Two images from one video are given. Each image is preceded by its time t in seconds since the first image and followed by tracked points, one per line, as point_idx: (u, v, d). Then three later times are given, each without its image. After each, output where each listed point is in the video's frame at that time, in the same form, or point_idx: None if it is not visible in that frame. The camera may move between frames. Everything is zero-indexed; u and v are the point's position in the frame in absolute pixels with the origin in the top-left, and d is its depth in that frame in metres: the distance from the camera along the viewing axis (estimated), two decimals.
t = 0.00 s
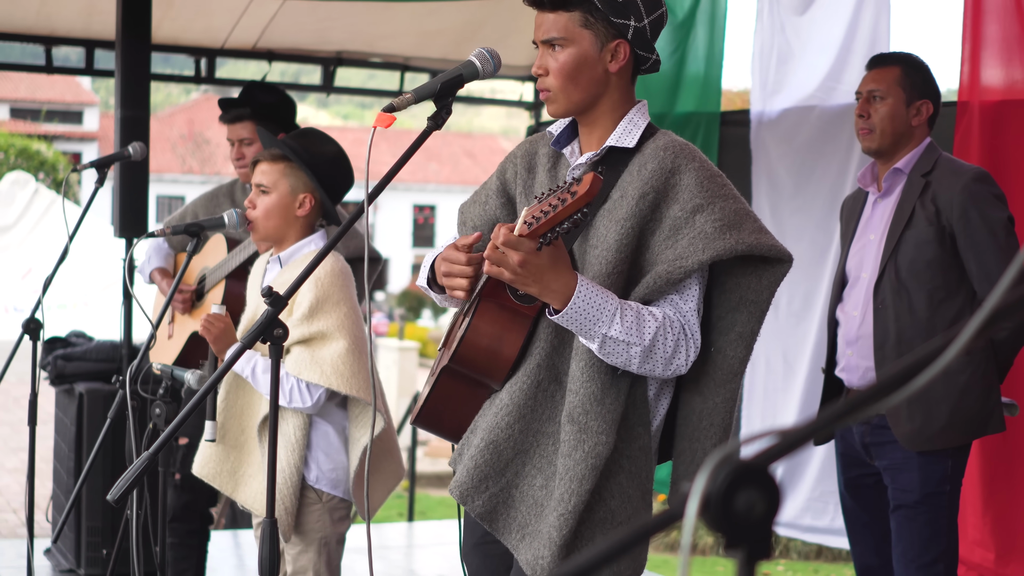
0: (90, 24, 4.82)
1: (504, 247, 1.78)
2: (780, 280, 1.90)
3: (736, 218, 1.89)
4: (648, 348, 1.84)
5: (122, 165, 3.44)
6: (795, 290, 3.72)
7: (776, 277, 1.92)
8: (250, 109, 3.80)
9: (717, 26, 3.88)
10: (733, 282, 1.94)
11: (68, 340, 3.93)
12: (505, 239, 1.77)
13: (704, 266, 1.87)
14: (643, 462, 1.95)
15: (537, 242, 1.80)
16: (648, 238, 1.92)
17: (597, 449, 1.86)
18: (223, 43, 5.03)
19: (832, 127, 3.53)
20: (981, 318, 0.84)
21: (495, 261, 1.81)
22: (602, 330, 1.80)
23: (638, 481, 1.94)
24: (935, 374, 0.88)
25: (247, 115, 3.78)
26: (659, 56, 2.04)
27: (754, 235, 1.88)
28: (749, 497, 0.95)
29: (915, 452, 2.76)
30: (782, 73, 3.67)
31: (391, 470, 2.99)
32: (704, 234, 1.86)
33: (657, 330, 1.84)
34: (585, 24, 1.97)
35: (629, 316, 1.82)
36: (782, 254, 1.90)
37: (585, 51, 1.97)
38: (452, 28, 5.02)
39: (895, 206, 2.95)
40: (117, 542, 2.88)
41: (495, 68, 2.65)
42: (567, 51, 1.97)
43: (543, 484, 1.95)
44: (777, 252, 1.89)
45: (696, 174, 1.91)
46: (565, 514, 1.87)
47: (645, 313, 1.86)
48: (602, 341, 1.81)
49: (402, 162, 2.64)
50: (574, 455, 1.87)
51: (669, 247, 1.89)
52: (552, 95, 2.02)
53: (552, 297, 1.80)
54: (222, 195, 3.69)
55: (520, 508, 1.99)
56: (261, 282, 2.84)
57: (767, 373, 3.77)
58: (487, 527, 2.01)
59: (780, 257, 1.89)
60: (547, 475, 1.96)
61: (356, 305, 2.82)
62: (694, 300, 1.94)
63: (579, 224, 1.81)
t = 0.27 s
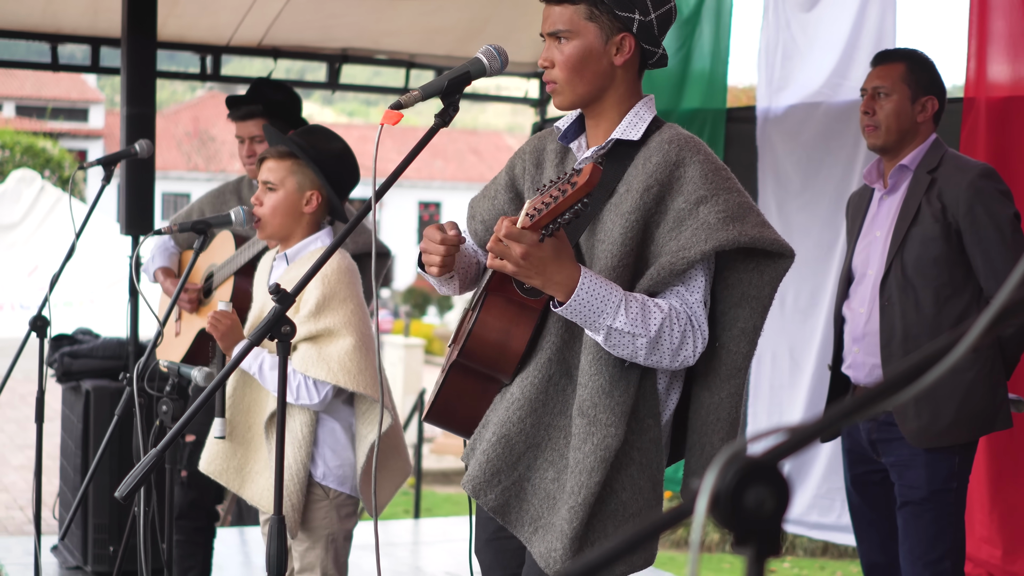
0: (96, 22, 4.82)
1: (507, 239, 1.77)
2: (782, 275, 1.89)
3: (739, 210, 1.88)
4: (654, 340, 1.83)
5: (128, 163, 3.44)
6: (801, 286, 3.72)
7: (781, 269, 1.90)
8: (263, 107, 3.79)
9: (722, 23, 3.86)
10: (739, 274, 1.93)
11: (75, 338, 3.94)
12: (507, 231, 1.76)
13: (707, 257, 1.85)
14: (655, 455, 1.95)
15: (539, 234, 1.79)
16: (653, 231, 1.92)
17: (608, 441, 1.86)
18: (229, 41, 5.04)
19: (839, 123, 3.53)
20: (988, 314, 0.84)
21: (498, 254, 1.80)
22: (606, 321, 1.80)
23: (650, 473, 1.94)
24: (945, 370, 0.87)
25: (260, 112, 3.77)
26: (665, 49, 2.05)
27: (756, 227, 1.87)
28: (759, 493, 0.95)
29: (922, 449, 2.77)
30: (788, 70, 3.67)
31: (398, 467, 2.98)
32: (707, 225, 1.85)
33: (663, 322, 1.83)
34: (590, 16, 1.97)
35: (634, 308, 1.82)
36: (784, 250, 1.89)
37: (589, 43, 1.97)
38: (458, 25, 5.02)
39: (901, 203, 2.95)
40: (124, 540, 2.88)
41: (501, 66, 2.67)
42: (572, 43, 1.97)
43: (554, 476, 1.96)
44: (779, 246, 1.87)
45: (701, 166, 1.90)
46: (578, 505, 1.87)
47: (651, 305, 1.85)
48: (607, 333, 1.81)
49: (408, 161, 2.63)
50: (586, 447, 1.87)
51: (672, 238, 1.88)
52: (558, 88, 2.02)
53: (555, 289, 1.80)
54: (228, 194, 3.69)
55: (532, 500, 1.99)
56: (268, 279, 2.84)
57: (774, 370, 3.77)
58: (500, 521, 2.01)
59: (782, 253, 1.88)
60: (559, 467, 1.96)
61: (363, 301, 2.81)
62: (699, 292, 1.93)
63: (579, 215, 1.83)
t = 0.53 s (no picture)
0: (103, 20, 4.83)
1: (515, 250, 1.74)
2: (793, 283, 1.88)
3: (748, 219, 1.87)
4: (662, 349, 1.84)
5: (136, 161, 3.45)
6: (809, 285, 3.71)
7: (791, 278, 1.89)
8: (270, 102, 3.77)
9: (729, 22, 3.90)
10: (750, 283, 1.93)
11: (83, 336, 3.94)
12: (515, 241, 1.74)
13: (716, 267, 1.85)
14: (662, 464, 1.94)
15: (546, 245, 1.76)
16: (662, 240, 1.92)
17: (614, 451, 1.86)
18: (236, 39, 5.04)
19: (846, 121, 3.52)
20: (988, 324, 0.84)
21: (505, 264, 1.77)
22: (614, 332, 1.80)
23: (656, 482, 1.93)
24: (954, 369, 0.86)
25: (267, 108, 3.71)
26: (669, 56, 2.03)
27: (766, 236, 1.87)
28: (768, 492, 0.95)
29: (931, 448, 2.77)
30: (796, 68, 3.66)
31: (405, 466, 2.98)
32: (716, 235, 1.84)
33: (670, 331, 1.84)
34: (592, 24, 1.97)
35: (642, 318, 1.82)
36: (794, 256, 1.87)
37: (592, 52, 1.97)
38: (464, 24, 5.02)
39: (908, 202, 2.94)
40: (133, 538, 2.89)
41: (510, 65, 2.64)
42: (575, 52, 1.97)
43: (560, 485, 1.95)
44: (790, 255, 1.86)
45: (710, 175, 1.89)
46: (581, 514, 1.87)
47: (659, 315, 1.86)
48: (615, 344, 1.81)
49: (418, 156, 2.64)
50: (591, 456, 1.87)
51: (681, 248, 1.88)
52: (564, 96, 2.02)
53: (563, 299, 1.79)
54: (231, 190, 3.69)
55: (537, 508, 1.99)
56: (277, 278, 2.85)
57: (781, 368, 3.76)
58: (505, 528, 2.01)
59: (793, 260, 1.86)
60: (564, 476, 1.95)
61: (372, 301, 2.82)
62: (708, 301, 1.92)
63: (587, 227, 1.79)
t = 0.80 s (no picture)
0: (106, 23, 4.83)
1: (521, 242, 1.76)
2: (795, 284, 1.89)
3: (753, 218, 1.88)
4: (662, 347, 1.83)
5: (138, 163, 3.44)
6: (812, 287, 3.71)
7: (793, 279, 1.91)
8: (280, 105, 3.77)
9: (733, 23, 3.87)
10: (751, 282, 1.93)
11: (85, 338, 3.94)
12: (520, 234, 1.75)
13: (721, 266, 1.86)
14: (660, 461, 1.94)
15: (552, 238, 1.78)
16: (666, 237, 1.92)
17: (612, 447, 1.86)
18: (239, 41, 5.04)
19: (849, 123, 3.53)
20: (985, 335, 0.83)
21: (510, 256, 1.79)
22: (615, 328, 1.80)
23: (655, 479, 1.93)
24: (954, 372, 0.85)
25: (277, 109, 3.71)
26: (676, 54, 2.04)
27: (771, 236, 1.87)
28: (768, 494, 0.94)
29: (934, 450, 2.77)
30: (799, 71, 3.66)
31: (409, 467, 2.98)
32: (721, 234, 1.85)
33: (671, 329, 1.84)
34: (599, 22, 1.97)
35: (643, 316, 1.82)
36: (798, 257, 1.88)
37: (599, 50, 1.97)
38: (467, 26, 5.03)
39: (912, 204, 2.94)
40: (135, 541, 2.88)
41: (512, 65, 2.67)
42: (582, 50, 1.97)
43: (558, 480, 1.95)
44: (793, 255, 1.88)
45: (716, 174, 1.90)
46: (579, 510, 1.87)
47: (660, 312, 1.86)
48: (615, 340, 1.81)
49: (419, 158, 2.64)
50: (590, 452, 1.87)
51: (685, 246, 1.88)
52: (570, 94, 2.01)
53: (566, 294, 1.80)
54: (233, 194, 3.67)
55: (535, 504, 1.98)
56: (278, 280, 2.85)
57: (784, 370, 3.75)
58: (503, 523, 2.01)
59: (795, 259, 1.87)
60: (562, 471, 1.95)
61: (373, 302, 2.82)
62: (710, 299, 1.92)
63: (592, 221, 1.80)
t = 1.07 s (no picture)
0: (102, 23, 4.83)
1: (524, 245, 1.76)
2: (792, 283, 1.90)
3: (750, 218, 1.88)
4: (661, 347, 1.83)
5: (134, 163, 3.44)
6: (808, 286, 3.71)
7: (790, 279, 1.91)
8: (280, 103, 3.76)
9: (729, 22, 3.87)
10: (747, 282, 1.93)
11: (81, 339, 3.94)
12: (523, 238, 1.76)
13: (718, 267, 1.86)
14: (659, 459, 1.94)
15: (556, 243, 1.79)
16: (662, 237, 1.92)
17: (613, 446, 1.86)
18: (235, 41, 5.04)
19: (844, 123, 3.52)
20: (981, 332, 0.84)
21: (511, 261, 1.78)
22: (616, 329, 1.79)
23: (654, 477, 1.93)
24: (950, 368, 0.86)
25: (277, 108, 3.70)
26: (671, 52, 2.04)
27: (768, 236, 1.88)
28: (763, 491, 0.95)
29: (930, 449, 2.78)
30: (795, 70, 3.66)
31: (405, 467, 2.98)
32: (719, 235, 1.85)
33: (670, 329, 1.84)
34: (595, 21, 1.97)
35: (644, 316, 1.82)
36: (794, 257, 1.89)
37: (595, 48, 1.97)
38: (464, 26, 5.03)
39: (907, 203, 2.94)
40: (131, 541, 2.88)
41: (508, 65, 2.65)
42: (578, 48, 1.97)
43: (558, 479, 1.95)
44: (790, 255, 1.88)
45: (713, 174, 1.90)
46: (581, 509, 1.86)
47: (659, 313, 1.85)
48: (616, 340, 1.80)
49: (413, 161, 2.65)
50: (591, 451, 1.87)
51: (683, 247, 1.88)
52: (566, 92, 2.01)
53: (569, 297, 1.79)
54: (231, 193, 3.67)
55: (535, 503, 1.98)
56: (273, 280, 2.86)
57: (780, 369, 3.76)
58: (502, 522, 2.00)
59: (792, 260, 1.88)
60: (562, 470, 1.95)
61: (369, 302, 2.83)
62: (706, 300, 1.93)
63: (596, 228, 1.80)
